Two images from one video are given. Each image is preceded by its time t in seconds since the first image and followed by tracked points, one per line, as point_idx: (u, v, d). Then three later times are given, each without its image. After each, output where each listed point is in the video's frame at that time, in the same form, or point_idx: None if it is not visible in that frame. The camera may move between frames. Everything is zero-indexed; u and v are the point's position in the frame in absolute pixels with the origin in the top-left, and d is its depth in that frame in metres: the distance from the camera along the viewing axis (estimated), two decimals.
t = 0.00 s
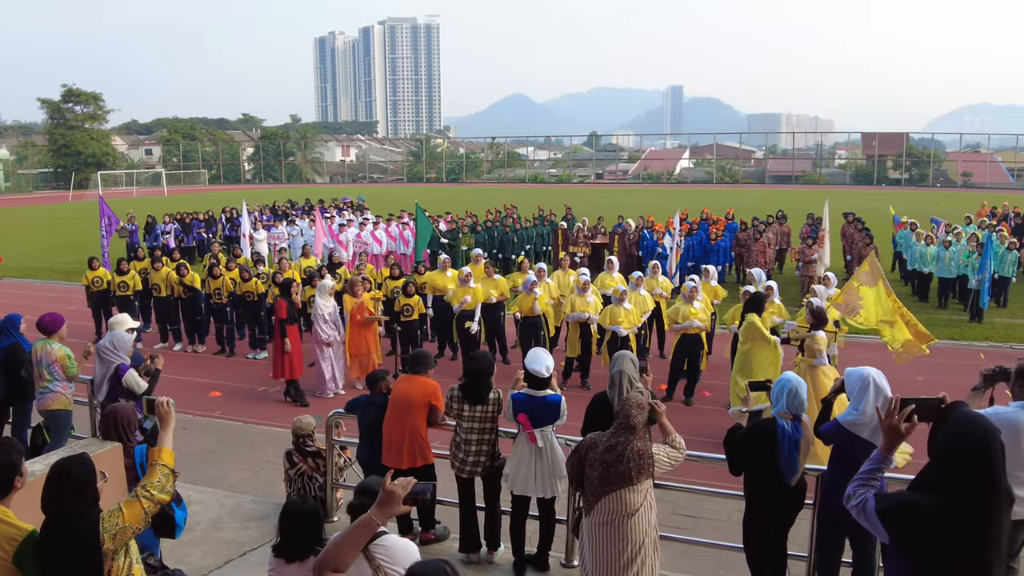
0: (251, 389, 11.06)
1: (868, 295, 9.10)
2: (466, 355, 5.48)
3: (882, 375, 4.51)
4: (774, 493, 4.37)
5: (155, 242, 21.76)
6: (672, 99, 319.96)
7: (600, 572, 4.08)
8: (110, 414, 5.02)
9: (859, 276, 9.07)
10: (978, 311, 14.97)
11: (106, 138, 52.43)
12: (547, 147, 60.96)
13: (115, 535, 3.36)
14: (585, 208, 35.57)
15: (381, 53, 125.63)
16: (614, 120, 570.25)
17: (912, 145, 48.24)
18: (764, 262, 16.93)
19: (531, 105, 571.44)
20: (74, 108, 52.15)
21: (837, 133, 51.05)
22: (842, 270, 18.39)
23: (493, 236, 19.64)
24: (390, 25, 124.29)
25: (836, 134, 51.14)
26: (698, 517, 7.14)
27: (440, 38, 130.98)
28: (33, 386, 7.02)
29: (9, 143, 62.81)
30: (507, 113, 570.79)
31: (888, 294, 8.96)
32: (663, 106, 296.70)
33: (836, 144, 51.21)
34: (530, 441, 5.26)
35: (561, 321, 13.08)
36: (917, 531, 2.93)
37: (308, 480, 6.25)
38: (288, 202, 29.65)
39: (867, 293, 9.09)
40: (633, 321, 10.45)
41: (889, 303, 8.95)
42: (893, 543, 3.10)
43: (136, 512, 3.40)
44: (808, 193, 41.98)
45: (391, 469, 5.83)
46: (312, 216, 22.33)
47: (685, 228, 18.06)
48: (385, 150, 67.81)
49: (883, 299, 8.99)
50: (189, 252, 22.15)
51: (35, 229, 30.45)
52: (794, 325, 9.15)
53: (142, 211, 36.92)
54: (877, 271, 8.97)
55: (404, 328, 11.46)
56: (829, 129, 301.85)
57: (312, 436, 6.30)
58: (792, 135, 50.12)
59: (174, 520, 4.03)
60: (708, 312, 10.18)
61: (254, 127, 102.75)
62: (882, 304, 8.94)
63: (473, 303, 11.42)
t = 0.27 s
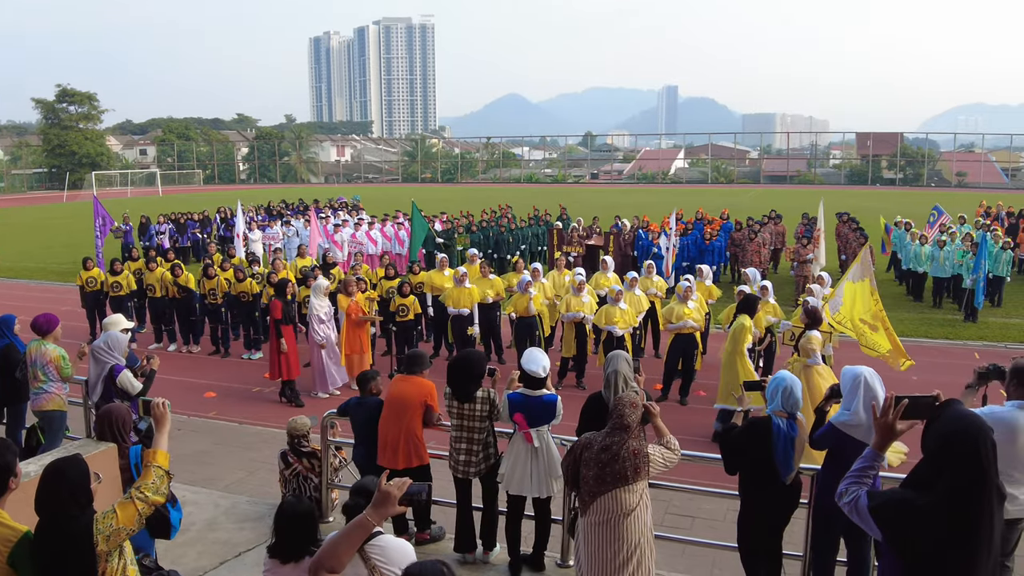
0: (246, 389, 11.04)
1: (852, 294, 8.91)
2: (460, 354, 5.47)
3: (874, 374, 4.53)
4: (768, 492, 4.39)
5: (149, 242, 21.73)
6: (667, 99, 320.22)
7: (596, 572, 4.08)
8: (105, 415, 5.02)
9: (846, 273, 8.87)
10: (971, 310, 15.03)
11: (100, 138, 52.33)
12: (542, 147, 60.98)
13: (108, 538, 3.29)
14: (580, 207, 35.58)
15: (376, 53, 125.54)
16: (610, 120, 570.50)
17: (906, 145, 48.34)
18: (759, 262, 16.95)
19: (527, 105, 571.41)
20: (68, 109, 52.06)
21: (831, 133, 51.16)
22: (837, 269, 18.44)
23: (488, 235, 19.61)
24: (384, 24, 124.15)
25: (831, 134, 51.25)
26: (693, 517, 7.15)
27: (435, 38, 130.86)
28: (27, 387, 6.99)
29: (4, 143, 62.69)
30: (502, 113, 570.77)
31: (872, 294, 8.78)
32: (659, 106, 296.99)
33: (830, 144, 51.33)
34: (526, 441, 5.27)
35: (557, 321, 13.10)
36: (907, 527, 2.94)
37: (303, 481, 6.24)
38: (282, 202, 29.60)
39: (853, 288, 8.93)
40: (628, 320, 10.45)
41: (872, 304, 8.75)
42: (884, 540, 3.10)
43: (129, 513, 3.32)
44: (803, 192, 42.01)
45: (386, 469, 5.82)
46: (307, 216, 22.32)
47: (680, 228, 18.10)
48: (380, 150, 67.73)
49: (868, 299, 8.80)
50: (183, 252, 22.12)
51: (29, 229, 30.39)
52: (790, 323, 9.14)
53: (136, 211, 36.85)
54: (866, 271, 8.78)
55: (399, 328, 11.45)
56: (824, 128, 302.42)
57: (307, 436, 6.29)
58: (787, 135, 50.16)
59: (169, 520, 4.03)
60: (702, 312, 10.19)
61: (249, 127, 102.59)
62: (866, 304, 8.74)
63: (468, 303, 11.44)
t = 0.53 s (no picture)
0: (241, 390, 11.03)
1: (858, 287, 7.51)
2: (456, 355, 5.45)
3: (867, 374, 4.55)
4: (764, 491, 4.39)
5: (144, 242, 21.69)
6: (663, 99, 320.36)
7: (591, 572, 4.09)
8: (100, 415, 5.02)
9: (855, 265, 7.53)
10: (966, 309, 15.06)
11: (95, 138, 52.20)
12: (538, 147, 60.96)
13: (104, 538, 3.35)
14: (576, 207, 35.58)
15: (371, 53, 125.43)
16: (606, 120, 570.65)
17: (901, 145, 48.43)
18: (754, 262, 16.96)
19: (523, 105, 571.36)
20: (63, 109, 51.93)
21: (826, 133, 51.24)
22: (832, 269, 18.47)
23: (484, 236, 19.62)
24: (380, 25, 124.03)
25: (826, 134, 51.33)
26: (689, 516, 7.16)
27: (431, 38, 130.78)
28: (22, 387, 6.97)
29: None
30: (498, 113, 570.74)
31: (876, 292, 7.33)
32: (655, 106, 297.22)
33: (825, 144, 51.41)
34: (522, 441, 5.26)
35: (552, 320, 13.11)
36: (901, 527, 2.95)
37: (299, 481, 6.24)
38: (277, 202, 29.56)
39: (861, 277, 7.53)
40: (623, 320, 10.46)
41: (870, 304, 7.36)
42: (878, 538, 3.11)
43: (125, 515, 3.38)
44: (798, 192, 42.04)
45: (381, 469, 5.82)
46: (302, 216, 22.30)
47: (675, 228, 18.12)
48: (375, 150, 67.60)
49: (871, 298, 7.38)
50: (178, 252, 22.08)
51: (24, 229, 30.32)
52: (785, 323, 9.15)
53: (131, 211, 36.78)
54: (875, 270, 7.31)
55: (395, 329, 11.44)
56: (819, 129, 302.94)
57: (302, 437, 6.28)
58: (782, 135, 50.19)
59: (165, 521, 4.03)
60: (697, 312, 10.21)
61: (244, 127, 102.48)
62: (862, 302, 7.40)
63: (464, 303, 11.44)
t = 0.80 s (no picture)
0: (237, 390, 11.02)
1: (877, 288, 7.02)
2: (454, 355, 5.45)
3: (862, 374, 4.56)
4: (760, 491, 4.40)
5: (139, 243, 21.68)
6: (660, 99, 320.53)
7: (588, 572, 4.09)
8: (95, 416, 5.00)
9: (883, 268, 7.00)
10: (961, 309, 15.08)
11: (90, 138, 52.11)
12: (534, 147, 60.99)
13: (99, 538, 3.32)
14: (572, 207, 35.59)
15: (367, 53, 125.34)
16: (602, 120, 570.76)
17: (896, 145, 48.58)
18: (750, 262, 16.98)
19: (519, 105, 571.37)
20: (58, 109, 51.83)
21: (822, 133, 51.32)
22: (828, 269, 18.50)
23: (480, 236, 19.68)
24: (375, 24, 123.85)
25: (821, 135, 51.39)
26: (685, 516, 7.17)
27: (426, 38, 130.69)
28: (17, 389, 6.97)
29: None
30: (495, 113, 570.73)
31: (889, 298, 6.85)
32: (651, 106, 297.33)
33: (820, 144, 51.47)
34: (518, 441, 5.26)
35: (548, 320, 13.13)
36: (897, 527, 2.95)
37: (295, 482, 6.23)
38: (273, 202, 29.54)
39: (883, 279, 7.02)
40: (619, 320, 10.47)
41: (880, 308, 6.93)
42: (873, 538, 3.12)
43: (120, 515, 3.36)
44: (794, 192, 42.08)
45: (377, 470, 5.82)
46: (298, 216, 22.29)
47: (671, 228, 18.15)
48: (371, 149, 67.54)
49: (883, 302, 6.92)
50: (174, 252, 22.05)
51: (19, 229, 30.26)
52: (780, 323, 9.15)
53: (127, 212, 36.71)
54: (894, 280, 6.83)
55: (391, 329, 11.45)
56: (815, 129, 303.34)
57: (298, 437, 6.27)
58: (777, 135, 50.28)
59: (160, 522, 4.03)
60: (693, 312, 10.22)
61: (240, 127, 102.37)
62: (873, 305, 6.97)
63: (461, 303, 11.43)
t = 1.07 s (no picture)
0: (233, 391, 11.01)
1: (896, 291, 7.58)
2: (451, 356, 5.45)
3: (857, 374, 4.57)
4: (756, 490, 4.40)
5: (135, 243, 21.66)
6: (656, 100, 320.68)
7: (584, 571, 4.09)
8: (91, 416, 4.99)
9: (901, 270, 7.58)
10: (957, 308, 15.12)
11: (86, 138, 52.02)
12: (530, 147, 60.99)
13: (95, 537, 3.30)
14: (568, 207, 35.58)
15: (363, 53, 125.21)
16: (599, 120, 570.84)
17: (892, 145, 48.66)
18: (746, 262, 16.99)
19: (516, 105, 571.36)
20: (54, 109, 51.70)
21: (818, 133, 51.40)
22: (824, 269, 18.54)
23: (476, 236, 19.70)
24: (372, 25, 123.74)
25: (817, 135, 51.47)
26: (682, 516, 7.18)
27: (423, 38, 130.57)
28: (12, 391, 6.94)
29: None
30: (492, 113, 570.67)
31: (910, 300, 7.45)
32: (647, 106, 297.48)
33: (816, 144, 51.56)
34: (514, 441, 5.26)
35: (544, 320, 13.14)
36: (895, 528, 2.95)
37: (291, 482, 6.23)
38: (269, 202, 29.51)
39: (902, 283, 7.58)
40: (615, 320, 10.47)
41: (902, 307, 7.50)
42: (870, 538, 3.12)
43: (117, 514, 3.34)
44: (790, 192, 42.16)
45: (373, 470, 5.81)
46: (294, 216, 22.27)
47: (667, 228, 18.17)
48: (367, 149, 67.47)
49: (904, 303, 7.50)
50: (170, 252, 22.02)
51: (15, 230, 30.20)
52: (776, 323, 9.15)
53: (122, 212, 36.66)
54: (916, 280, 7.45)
55: (387, 329, 11.44)
56: (811, 129, 303.77)
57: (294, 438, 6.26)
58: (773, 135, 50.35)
59: (156, 522, 4.02)
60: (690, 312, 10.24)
61: (235, 127, 102.25)
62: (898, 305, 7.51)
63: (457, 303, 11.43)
